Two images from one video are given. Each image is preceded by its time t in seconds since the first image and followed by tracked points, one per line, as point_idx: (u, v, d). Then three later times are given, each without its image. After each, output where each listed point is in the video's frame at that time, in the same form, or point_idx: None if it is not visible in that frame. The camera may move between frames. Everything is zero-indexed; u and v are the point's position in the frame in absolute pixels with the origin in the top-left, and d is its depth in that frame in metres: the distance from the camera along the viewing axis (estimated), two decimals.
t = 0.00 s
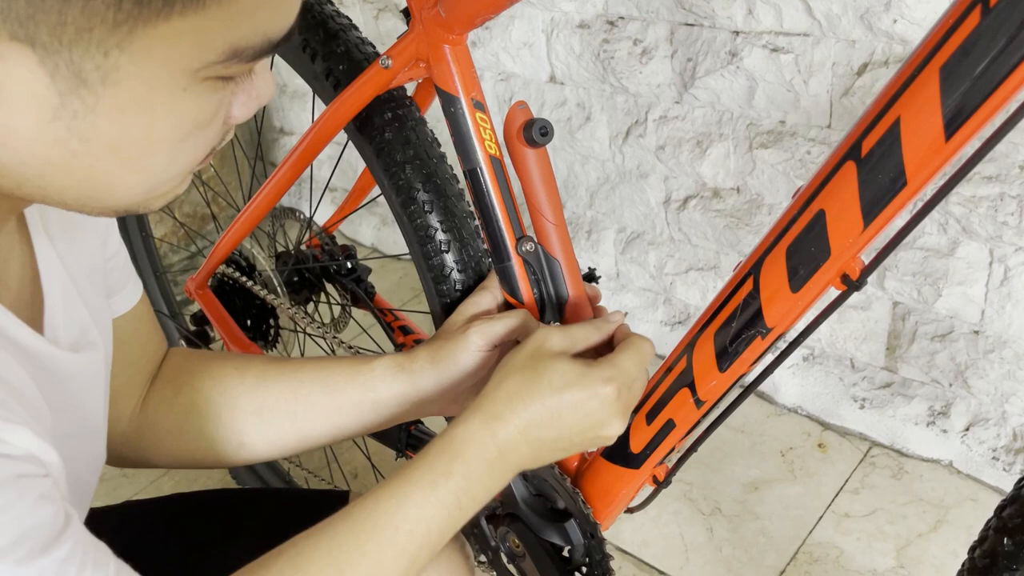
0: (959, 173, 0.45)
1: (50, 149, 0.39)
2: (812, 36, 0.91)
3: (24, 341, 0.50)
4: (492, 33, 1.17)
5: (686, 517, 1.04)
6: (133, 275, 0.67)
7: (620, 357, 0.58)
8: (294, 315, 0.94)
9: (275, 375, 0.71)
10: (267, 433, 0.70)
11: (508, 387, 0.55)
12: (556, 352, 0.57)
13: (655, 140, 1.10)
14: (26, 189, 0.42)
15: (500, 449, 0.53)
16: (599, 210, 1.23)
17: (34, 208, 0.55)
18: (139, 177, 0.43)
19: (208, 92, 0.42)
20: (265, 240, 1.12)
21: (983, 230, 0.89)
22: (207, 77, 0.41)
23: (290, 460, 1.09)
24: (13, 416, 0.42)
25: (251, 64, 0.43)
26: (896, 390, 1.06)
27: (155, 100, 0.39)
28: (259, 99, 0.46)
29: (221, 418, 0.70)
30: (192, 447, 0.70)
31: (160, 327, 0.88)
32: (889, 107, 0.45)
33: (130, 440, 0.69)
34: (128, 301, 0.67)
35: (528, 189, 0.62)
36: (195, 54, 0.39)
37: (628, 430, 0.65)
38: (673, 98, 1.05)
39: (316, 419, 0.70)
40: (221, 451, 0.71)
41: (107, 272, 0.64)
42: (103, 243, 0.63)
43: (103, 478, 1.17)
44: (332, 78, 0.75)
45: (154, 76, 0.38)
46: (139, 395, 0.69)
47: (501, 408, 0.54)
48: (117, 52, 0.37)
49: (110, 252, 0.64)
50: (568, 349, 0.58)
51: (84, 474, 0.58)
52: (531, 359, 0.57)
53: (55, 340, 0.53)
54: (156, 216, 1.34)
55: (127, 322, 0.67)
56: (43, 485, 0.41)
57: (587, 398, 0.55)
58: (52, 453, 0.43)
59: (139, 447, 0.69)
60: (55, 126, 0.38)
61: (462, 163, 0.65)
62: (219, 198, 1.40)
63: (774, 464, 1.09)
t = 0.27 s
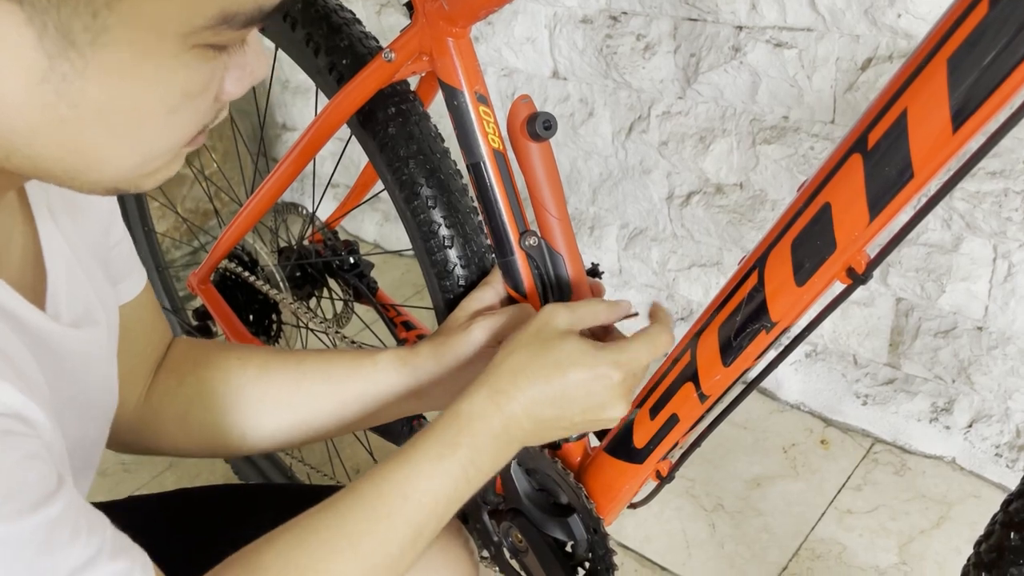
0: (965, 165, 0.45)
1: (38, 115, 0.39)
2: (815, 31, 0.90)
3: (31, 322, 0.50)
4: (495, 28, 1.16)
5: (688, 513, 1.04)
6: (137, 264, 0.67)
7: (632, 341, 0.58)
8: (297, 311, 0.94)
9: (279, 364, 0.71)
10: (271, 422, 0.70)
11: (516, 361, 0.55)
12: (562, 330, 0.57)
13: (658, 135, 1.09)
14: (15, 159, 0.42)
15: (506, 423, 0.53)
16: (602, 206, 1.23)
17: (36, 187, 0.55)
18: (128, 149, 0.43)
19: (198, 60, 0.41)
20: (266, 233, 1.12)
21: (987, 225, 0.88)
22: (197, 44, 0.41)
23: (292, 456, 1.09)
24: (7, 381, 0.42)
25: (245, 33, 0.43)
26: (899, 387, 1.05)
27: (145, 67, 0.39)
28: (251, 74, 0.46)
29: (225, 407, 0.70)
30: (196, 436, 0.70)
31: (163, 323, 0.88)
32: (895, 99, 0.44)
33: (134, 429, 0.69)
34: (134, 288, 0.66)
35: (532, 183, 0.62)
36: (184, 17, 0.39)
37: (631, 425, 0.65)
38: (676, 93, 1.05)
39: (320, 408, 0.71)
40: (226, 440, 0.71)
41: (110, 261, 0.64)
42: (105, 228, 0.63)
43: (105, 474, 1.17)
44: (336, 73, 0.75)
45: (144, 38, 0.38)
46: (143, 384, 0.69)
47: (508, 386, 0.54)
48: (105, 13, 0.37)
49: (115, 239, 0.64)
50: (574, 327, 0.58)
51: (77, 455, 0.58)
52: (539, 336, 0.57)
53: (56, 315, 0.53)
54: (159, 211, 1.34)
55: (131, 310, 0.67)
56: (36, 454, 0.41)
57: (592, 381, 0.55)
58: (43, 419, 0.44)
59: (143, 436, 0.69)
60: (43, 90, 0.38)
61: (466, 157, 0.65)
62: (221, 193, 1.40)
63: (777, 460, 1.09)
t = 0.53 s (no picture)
0: (967, 164, 0.45)
1: (62, 124, 0.39)
2: (819, 29, 0.90)
3: (48, 331, 0.51)
4: (498, 26, 1.16)
5: (690, 511, 1.04)
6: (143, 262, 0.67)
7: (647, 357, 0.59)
8: (299, 308, 0.94)
9: (283, 359, 0.71)
10: (274, 419, 0.70)
11: (557, 413, 0.54)
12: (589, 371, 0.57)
13: (661, 134, 1.09)
14: (35, 167, 0.42)
15: (547, 470, 0.52)
16: (604, 205, 1.23)
17: (52, 189, 0.56)
18: (148, 157, 0.43)
19: (220, 70, 0.42)
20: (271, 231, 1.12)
21: (991, 224, 0.88)
22: (219, 55, 0.41)
23: (295, 453, 1.09)
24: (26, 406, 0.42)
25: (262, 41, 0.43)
26: (902, 385, 1.05)
27: (167, 78, 0.40)
28: (266, 80, 0.46)
29: (228, 402, 0.70)
30: (202, 431, 0.70)
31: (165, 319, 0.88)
32: (897, 98, 0.44)
33: (141, 422, 0.70)
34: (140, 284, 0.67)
35: (533, 181, 0.62)
36: (208, 29, 0.39)
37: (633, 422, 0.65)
38: (679, 91, 1.05)
39: (322, 404, 0.70)
40: (230, 436, 0.71)
41: (116, 257, 0.64)
42: (113, 226, 0.63)
43: (108, 471, 1.17)
44: (337, 70, 0.75)
45: (166, 48, 0.39)
46: (149, 377, 0.69)
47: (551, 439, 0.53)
48: (131, 26, 0.37)
49: (121, 236, 0.64)
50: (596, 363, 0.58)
51: (94, 462, 0.58)
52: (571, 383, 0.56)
53: (66, 320, 0.53)
54: (162, 209, 1.35)
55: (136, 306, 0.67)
56: (43, 478, 0.41)
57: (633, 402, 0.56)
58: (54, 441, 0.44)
59: (150, 430, 0.70)
60: (65, 101, 0.38)
61: (467, 155, 0.65)
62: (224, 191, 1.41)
63: (779, 458, 1.09)
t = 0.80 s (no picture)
0: (979, 161, 0.45)
1: (66, 136, 0.39)
2: (824, 27, 0.90)
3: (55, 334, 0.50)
4: (502, 24, 1.16)
5: (695, 509, 1.04)
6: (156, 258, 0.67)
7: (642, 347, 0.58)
8: (305, 307, 0.94)
9: (291, 357, 0.71)
10: (280, 417, 0.70)
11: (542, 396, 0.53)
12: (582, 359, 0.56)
13: (665, 131, 1.09)
14: (41, 175, 0.43)
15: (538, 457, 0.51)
16: (608, 202, 1.23)
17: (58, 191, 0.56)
18: (154, 166, 0.43)
19: (226, 80, 0.42)
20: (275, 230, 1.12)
21: (996, 221, 0.88)
22: (226, 66, 0.41)
23: (300, 451, 1.09)
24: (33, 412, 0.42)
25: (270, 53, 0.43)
26: (907, 383, 1.05)
27: (172, 90, 0.40)
28: (275, 87, 0.46)
29: (235, 399, 0.70)
30: (208, 427, 0.70)
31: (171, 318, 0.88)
32: (908, 95, 0.44)
33: (148, 418, 0.70)
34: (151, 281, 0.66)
35: (541, 179, 0.62)
36: (214, 41, 0.39)
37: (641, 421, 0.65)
38: (683, 89, 1.05)
39: (329, 403, 0.70)
40: (236, 432, 0.71)
41: (128, 255, 0.64)
42: (124, 223, 0.63)
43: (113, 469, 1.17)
44: (344, 69, 0.75)
45: (171, 61, 0.39)
46: (157, 374, 0.69)
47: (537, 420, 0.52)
48: (134, 40, 0.37)
49: (133, 234, 0.65)
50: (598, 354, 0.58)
51: (103, 466, 0.58)
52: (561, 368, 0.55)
53: (75, 322, 0.53)
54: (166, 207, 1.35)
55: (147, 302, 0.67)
56: (48, 482, 0.41)
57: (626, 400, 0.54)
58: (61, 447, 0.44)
59: (157, 426, 0.70)
60: (70, 113, 0.38)
61: (474, 154, 0.65)
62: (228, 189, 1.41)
63: (784, 456, 1.09)
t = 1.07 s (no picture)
0: (990, 158, 0.45)
1: (68, 144, 0.39)
2: (829, 24, 0.90)
3: (64, 336, 0.50)
4: (505, 23, 1.16)
5: (700, 508, 1.04)
6: (162, 259, 0.67)
7: (619, 322, 0.57)
8: (310, 306, 0.94)
9: (298, 357, 0.70)
10: (286, 418, 0.70)
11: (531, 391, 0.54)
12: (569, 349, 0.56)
13: (670, 130, 1.09)
14: (45, 180, 0.43)
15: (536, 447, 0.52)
16: (612, 201, 1.22)
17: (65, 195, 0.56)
18: (159, 173, 0.43)
19: (231, 91, 0.41)
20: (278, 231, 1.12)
21: (1003, 219, 0.88)
22: (230, 77, 0.41)
23: (305, 451, 1.09)
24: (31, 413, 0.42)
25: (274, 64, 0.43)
26: (912, 381, 1.05)
27: (176, 100, 0.39)
28: (282, 94, 0.46)
29: (241, 399, 0.70)
30: (214, 428, 0.70)
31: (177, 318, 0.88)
32: (918, 93, 0.44)
33: (154, 418, 0.70)
34: (157, 282, 0.66)
35: (547, 178, 0.62)
36: (217, 54, 0.39)
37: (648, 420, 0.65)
38: (688, 87, 1.05)
39: (334, 404, 0.70)
40: (242, 433, 0.71)
41: (135, 256, 0.64)
42: (133, 224, 0.63)
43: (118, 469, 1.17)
44: (350, 68, 0.75)
45: (175, 75, 0.38)
46: (163, 374, 0.69)
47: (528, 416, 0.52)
48: (136, 52, 0.37)
49: (141, 234, 0.64)
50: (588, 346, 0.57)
51: (109, 469, 0.58)
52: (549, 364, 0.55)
53: (82, 322, 0.53)
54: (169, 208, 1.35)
55: (154, 303, 0.67)
56: (47, 481, 0.41)
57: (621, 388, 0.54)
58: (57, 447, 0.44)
59: (164, 426, 0.70)
60: (73, 123, 0.38)
61: (480, 153, 0.65)
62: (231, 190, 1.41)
63: (789, 455, 1.09)
